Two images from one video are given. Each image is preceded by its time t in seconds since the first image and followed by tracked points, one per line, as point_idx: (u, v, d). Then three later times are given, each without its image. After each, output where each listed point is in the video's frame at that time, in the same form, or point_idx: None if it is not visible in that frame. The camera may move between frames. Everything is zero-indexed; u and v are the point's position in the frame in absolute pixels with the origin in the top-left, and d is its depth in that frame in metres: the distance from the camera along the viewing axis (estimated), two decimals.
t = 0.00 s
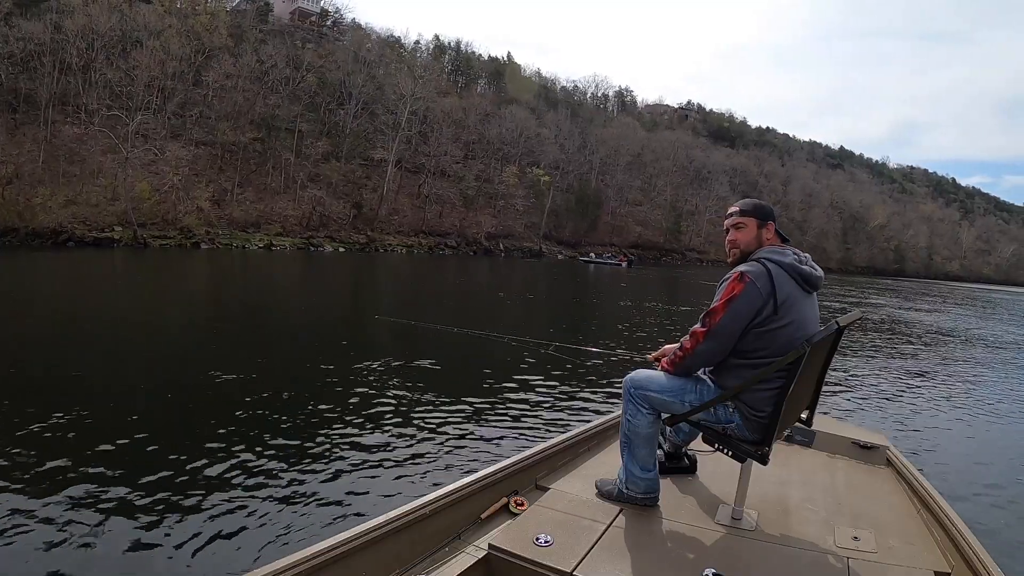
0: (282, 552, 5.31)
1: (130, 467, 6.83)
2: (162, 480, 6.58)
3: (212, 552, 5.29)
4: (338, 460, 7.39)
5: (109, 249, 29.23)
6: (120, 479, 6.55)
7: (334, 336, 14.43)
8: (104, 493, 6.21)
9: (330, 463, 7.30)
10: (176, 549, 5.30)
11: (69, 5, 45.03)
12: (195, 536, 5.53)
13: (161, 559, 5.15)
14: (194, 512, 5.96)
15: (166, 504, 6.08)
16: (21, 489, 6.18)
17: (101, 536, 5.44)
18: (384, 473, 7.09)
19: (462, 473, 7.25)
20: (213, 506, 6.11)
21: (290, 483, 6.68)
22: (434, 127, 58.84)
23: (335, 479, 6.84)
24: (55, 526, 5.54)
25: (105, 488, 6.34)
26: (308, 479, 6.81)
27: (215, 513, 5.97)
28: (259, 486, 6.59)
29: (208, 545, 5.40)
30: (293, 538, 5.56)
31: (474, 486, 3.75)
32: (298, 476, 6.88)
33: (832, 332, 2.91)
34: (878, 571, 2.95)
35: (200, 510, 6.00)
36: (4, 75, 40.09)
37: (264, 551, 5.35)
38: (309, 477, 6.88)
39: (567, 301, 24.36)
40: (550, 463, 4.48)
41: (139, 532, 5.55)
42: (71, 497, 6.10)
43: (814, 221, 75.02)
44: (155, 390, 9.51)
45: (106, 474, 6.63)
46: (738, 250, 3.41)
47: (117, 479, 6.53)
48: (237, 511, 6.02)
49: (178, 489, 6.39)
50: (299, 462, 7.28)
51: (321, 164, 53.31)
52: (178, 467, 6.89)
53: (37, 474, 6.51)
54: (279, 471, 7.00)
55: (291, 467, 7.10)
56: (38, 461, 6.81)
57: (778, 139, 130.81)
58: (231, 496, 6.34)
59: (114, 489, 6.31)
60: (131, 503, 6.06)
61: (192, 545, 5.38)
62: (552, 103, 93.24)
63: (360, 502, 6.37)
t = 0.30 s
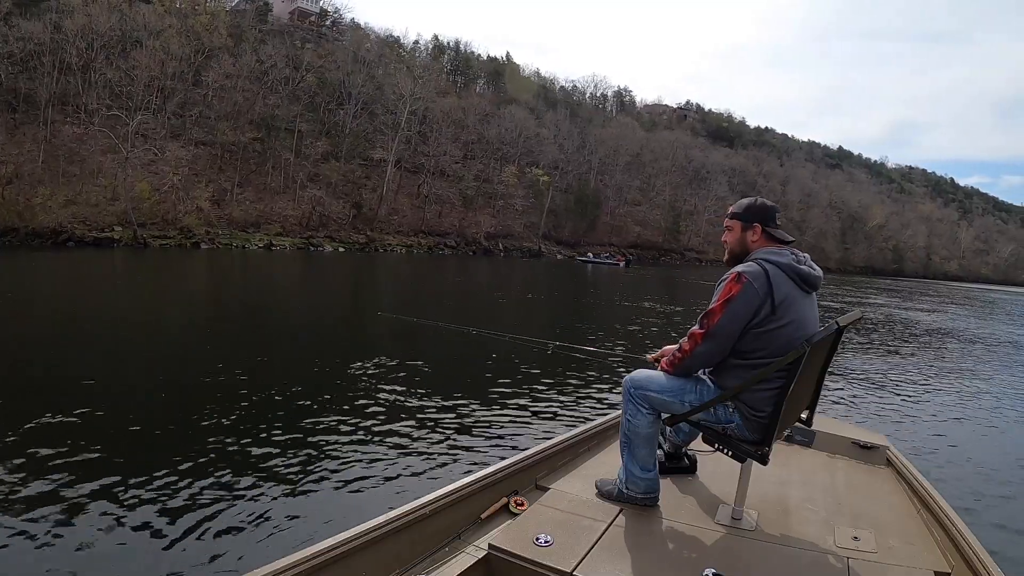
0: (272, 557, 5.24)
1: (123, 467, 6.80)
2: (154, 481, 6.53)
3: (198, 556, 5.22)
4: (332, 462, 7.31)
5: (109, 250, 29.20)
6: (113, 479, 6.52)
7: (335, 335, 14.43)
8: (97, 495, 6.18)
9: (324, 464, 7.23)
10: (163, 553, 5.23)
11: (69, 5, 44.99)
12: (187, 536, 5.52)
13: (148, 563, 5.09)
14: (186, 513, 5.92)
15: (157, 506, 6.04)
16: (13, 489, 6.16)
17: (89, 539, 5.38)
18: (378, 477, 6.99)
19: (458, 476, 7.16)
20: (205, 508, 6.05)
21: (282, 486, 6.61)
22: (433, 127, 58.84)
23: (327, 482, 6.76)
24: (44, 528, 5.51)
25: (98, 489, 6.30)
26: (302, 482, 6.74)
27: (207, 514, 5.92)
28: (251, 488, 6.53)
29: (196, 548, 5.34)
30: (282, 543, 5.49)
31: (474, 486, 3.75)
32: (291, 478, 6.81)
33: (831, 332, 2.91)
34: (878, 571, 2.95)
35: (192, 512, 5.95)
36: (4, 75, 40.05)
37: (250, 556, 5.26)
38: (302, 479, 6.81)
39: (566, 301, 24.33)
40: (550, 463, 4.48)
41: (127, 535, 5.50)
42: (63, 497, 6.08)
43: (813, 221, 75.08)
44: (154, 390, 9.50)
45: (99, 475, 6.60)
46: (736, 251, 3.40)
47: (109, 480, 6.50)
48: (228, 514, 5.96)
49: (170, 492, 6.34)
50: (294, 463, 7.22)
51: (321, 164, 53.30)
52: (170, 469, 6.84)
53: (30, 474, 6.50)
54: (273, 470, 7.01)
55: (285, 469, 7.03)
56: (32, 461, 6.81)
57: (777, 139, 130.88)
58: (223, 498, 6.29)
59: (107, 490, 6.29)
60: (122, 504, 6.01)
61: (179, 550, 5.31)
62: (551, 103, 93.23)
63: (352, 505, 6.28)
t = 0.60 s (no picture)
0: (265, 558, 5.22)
1: (118, 468, 6.78)
2: (148, 481, 6.52)
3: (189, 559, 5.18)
4: (328, 462, 7.29)
5: (109, 250, 29.20)
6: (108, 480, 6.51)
7: (334, 335, 14.44)
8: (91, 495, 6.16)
9: (321, 465, 7.20)
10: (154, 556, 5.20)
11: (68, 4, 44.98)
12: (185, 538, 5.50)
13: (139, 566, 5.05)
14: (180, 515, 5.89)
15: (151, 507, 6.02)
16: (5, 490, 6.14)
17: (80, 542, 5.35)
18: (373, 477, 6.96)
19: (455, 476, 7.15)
20: (198, 509, 6.02)
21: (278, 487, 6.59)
22: (433, 127, 58.87)
23: (323, 483, 6.74)
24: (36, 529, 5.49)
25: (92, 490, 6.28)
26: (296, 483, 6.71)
27: (199, 516, 5.89)
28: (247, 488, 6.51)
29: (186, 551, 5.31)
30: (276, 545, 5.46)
31: (474, 486, 3.75)
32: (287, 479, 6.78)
33: (831, 332, 2.91)
34: (877, 571, 2.95)
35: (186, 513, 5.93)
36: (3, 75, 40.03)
37: (243, 558, 5.23)
38: (297, 479, 6.79)
39: (565, 301, 24.34)
40: (550, 463, 4.48)
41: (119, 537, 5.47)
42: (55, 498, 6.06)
43: (812, 221, 75.14)
44: (154, 390, 9.49)
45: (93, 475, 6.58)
46: (735, 251, 3.40)
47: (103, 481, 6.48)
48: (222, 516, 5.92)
49: (164, 493, 6.32)
50: (290, 464, 7.20)
51: (321, 164, 53.33)
52: (165, 470, 6.82)
53: (24, 474, 6.49)
54: (272, 471, 6.98)
55: (281, 470, 7.01)
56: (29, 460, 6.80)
57: (775, 139, 130.95)
58: (219, 499, 6.27)
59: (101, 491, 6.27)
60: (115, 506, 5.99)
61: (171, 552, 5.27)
62: (551, 103, 93.28)
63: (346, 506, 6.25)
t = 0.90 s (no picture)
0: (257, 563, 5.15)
1: (112, 470, 6.74)
2: (142, 483, 6.49)
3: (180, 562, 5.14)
4: (324, 464, 7.23)
5: (109, 250, 29.23)
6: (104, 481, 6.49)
7: (335, 335, 14.45)
8: (85, 497, 6.14)
9: (316, 467, 7.15)
10: (144, 559, 5.17)
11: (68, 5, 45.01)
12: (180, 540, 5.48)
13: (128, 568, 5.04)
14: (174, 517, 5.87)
15: (144, 509, 5.98)
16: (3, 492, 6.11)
17: (71, 543, 5.32)
18: (368, 479, 6.91)
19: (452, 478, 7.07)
20: (191, 511, 5.98)
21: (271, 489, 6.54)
22: (433, 127, 58.88)
23: (319, 484, 6.70)
24: (30, 530, 5.48)
25: (88, 491, 6.26)
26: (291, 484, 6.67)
27: (191, 519, 5.84)
28: (242, 490, 6.47)
29: (177, 555, 5.26)
30: (264, 550, 5.38)
31: (474, 486, 3.75)
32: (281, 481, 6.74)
33: (831, 332, 2.91)
34: (878, 571, 2.95)
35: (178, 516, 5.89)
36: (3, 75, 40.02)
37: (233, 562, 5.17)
38: (294, 481, 6.74)
39: (566, 301, 24.36)
40: (550, 463, 4.48)
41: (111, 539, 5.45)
42: (47, 499, 6.03)
43: (810, 221, 75.18)
44: (154, 390, 9.49)
45: (87, 477, 6.55)
46: (734, 250, 3.41)
47: (97, 483, 6.44)
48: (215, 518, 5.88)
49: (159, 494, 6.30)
50: (286, 466, 7.14)
51: (321, 164, 53.35)
52: (160, 471, 6.79)
53: (20, 475, 6.47)
54: (269, 472, 6.94)
55: (278, 472, 6.97)
56: (26, 461, 6.80)
57: (774, 139, 131.01)
58: (215, 500, 6.24)
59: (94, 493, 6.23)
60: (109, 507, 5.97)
61: (161, 555, 5.24)
62: (550, 103, 93.31)
63: (339, 508, 6.19)
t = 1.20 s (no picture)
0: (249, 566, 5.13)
1: (106, 470, 6.73)
2: (136, 484, 6.48)
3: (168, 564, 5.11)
4: (319, 465, 7.20)
5: (109, 250, 29.27)
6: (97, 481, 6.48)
7: (335, 335, 14.48)
8: (79, 497, 6.13)
9: (310, 468, 7.11)
10: (135, 560, 5.14)
11: (69, 5, 45.06)
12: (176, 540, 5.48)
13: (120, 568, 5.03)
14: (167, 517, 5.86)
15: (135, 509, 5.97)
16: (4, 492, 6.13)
17: (64, 544, 5.32)
18: (363, 480, 6.87)
19: (446, 479, 7.03)
20: (183, 512, 5.96)
21: (265, 491, 6.51)
22: (432, 127, 58.91)
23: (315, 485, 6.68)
24: (21, 532, 5.47)
25: (83, 492, 6.26)
26: (284, 486, 6.63)
27: (183, 520, 5.81)
28: (235, 491, 6.44)
29: (167, 556, 5.23)
30: (256, 552, 5.34)
31: (474, 486, 3.75)
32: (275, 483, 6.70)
33: (832, 332, 2.91)
34: (878, 571, 2.95)
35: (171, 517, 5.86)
36: (3, 75, 40.01)
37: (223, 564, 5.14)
38: (291, 482, 6.73)
39: (565, 301, 24.38)
40: (551, 462, 4.49)
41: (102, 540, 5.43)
42: (39, 501, 6.01)
43: (809, 221, 75.25)
44: (153, 390, 9.50)
45: (81, 478, 6.54)
46: (734, 250, 3.41)
47: (90, 484, 6.42)
48: (207, 519, 5.87)
49: (151, 495, 6.28)
50: (280, 466, 7.11)
51: (321, 165, 53.38)
52: (155, 472, 6.78)
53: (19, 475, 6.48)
54: (266, 473, 6.93)
55: (272, 473, 6.94)
56: (20, 460, 6.79)
57: (773, 139, 131.10)
58: (212, 501, 6.23)
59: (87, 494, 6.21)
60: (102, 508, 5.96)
61: (151, 557, 5.22)
62: (549, 103, 93.31)
63: (332, 510, 6.15)
